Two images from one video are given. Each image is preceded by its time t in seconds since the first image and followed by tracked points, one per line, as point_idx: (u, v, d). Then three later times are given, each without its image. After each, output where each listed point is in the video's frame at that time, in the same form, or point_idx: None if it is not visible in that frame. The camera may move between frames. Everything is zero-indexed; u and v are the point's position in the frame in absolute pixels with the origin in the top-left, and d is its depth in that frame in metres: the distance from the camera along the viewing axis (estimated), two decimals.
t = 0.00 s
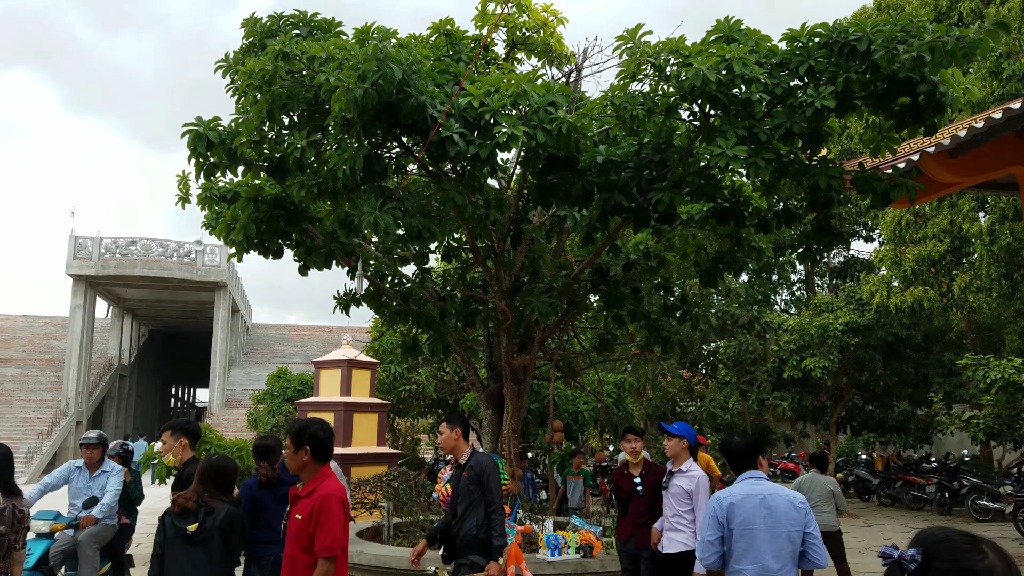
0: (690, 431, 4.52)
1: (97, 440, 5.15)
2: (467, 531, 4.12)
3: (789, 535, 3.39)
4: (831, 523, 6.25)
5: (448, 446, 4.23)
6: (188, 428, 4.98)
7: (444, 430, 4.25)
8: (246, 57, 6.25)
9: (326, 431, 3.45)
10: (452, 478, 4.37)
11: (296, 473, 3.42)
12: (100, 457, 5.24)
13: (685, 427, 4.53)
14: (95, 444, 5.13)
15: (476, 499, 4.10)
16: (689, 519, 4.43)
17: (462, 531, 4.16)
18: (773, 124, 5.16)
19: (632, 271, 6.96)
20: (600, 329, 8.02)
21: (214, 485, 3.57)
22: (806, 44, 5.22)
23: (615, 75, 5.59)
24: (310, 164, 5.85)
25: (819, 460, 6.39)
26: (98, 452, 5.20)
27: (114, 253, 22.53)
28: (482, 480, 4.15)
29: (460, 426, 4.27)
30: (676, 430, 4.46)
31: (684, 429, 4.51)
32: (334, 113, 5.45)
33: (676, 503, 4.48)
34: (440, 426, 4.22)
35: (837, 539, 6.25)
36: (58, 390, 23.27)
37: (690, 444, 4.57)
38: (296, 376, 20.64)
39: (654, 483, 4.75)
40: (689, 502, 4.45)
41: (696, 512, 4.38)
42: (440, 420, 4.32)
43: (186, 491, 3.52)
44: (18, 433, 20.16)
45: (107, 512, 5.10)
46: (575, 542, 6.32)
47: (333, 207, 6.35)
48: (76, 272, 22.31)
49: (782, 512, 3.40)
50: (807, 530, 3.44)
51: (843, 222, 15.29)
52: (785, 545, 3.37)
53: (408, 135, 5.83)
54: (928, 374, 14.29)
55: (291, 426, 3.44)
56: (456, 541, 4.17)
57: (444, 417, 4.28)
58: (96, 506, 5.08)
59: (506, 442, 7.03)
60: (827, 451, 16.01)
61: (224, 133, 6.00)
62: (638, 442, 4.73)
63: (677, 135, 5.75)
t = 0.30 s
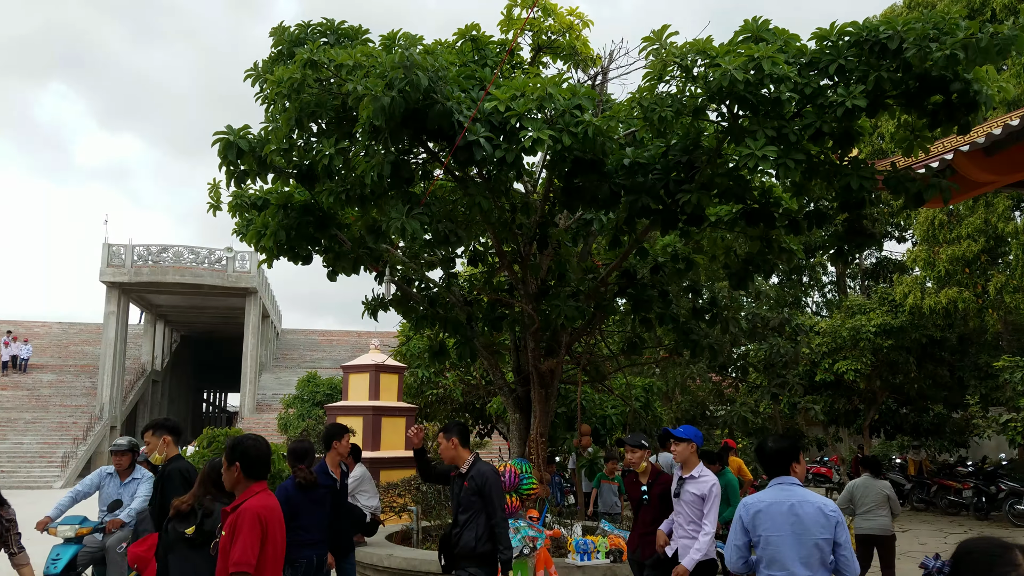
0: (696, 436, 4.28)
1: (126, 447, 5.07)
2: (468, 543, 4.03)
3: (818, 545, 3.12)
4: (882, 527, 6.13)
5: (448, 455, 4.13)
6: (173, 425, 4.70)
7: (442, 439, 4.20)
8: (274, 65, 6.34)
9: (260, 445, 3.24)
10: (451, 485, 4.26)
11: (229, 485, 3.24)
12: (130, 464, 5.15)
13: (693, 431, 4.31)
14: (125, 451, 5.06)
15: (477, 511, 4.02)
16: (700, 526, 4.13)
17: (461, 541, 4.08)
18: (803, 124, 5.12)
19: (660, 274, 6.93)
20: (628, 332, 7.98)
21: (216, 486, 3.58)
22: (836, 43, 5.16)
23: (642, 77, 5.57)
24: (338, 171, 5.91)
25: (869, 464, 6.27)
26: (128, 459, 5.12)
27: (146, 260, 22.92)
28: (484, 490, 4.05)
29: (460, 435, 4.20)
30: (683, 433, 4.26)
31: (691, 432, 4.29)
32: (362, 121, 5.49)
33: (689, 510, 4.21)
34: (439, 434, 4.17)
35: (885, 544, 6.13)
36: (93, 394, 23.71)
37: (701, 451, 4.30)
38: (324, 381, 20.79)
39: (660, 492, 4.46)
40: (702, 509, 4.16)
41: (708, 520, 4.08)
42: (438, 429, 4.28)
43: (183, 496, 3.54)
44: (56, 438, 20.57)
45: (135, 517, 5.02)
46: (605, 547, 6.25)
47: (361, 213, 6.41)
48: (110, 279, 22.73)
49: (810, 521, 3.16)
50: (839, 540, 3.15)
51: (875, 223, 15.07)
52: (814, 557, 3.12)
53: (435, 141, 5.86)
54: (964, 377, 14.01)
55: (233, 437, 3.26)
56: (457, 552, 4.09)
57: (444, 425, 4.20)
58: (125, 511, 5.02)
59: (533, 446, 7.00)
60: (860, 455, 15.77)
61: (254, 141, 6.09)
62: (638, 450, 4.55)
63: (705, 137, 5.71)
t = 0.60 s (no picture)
0: (690, 440, 4.23)
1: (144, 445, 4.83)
2: (467, 545, 3.86)
3: (849, 551, 3.05)
4: (928, 530, 6.03)
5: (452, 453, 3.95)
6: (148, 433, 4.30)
7: (446, 437, 4.04)
8: (303, 72, 6.40)
9: (205, 434, 3.20)
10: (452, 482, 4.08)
11: (166, 479, 3.15)
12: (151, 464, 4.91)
13: (684, 435, 4.25)
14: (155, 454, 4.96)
15: (479, 514, 3.85)
16: (700, 533, 4.10)
17: (460, 543, 3.89)
18: (834, 123, 5.06)
19: (689, 275, 6.89)
20: (656, 334, 7.93)
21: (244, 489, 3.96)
22: (867, 41, 5.10)
23: (669, 77, 5.55)
24: (366, 175, 5.95)
25: (916, 468, 6.18)
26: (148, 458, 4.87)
27: (178, 265, 23.28)
28: (488, 491, 3.88)
29: (464, 433, 4.05)
30: (674, 437, 4.19)
31: (682, 437, 4.23)
32: (389, 125, 5.53)
33: (686, 516, 4.15)
34: (441, 431, 4.02)
35: (928, 548, 6.02)
36: (127, 397, 24.11)
37: (693, 454, 4.25)
38: (352, 384, 20.89)
39: (659, 496, 4.42)
40: (700, 514, 4.13)
41: (708, 525, 4.07)
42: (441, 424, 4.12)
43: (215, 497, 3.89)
44: (91, 440, 20.94)
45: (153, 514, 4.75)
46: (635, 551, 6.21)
47: (388, 217, 6.47)
48: (143, 283, 23.10)
49: (841, 526, 3.08)
50: (871, 546, 3.06)
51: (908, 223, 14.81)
52: (845, 563, 3.04)
53: (461, 145, 5.89)
54: (1001, 379, 13.71)
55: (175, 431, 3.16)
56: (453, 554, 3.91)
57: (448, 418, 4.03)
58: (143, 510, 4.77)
59: (561, 450, 6.96)
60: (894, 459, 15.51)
61: (284, 147, 6.17)
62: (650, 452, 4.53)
63: (734, 137, 5.66)
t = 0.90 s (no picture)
0: (688, 435, 4.08)
1: (163, 446, 4.61)
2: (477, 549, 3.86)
3: (885, 554, 2.99)
4: (974, 533, 5.91)
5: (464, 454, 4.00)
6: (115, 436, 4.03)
7: (457, 437, 4.09)
8: (331, 77, 6.46)
9: (135, 439, 2.96)
10: (465, 485, 4.10)
11: (96, 489, 2.87)
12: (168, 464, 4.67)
13: (680, 430, 4.10)
14: (192, 464, 4.91)
15: (488, 515, 3.85)
16: (698, 531, 3.95)
17: (473, 547, 3.90)
18: (865, 118, 4.98)
19: (718, 274, 6.83)
20: (685, 334, 7.88)
21: (275, 489, 3.68)
22: (899, 35, 5.03)
23: (697, 76, 5.53)
24: (394, 179, 5.99)
25: (956, 469, 6.07)
26: (166, 458, 4.63)
27: (210, 269, 23.61)
28: (497, 493, 3.89)
29: (475, 434, 4.09)
30: (668, 434, 4.05)
31: (679, 433, 4.08)
32: (416, 129, 5.55)
33: (683, 513, 3.99)
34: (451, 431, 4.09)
35: (975, 552, 5.92)
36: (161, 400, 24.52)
37: (691, 449, 4.08)
38: (381, 385, 21.01)
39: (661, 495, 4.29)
40: (699, 512, 3.97)
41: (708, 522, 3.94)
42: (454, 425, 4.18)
43: (252, 500, 3.61)
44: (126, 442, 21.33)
45: (175, 517, 4.54)
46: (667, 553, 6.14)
47: (416, 220, 6.51)
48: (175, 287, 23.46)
49: (877, 528, 3.02)
50: (909, 549, 3.00)
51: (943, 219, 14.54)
52: (881, 565, 2.98)
53: (487, 146, 5.90)
54: None
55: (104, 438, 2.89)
56: (464, 558, 3.92)
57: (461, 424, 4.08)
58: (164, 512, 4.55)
59: (590, 451, 6.94)
60: (931, 460, 15.23)
61: (312, 152, 6.22)
62: (654, 449, 4.35)
63: (764, 134, 5.61)
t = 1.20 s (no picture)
0: (694, 444, 3.87)
1: (191, 453, 4.68)
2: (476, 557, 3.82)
3: (925, 560, 2.93)
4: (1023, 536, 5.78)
5: (465, 462, 3.97)
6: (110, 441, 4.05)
7: (465, 443, 4.04)
8: (359, 85, 6.52)
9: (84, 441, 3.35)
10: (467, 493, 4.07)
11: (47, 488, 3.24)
12: (197, 470, 4.74)
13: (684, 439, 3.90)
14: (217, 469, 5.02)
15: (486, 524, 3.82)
16: (703, 544, 3.72)
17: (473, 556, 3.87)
18: (897, 117, 4.90)
19: (749, 276, 6.75)
20: (715, 337, 7.80)
21: (283, 492, 3.69)
22: (931, 32, 4.94)
23: (726, 76, 5.52)
24: (421, 185, 6.02)
25: (1004, 473, 5.99)
26: (194, 465, 4.72)
27: (241, 275, 23.90)
28: (497, 500, 3.86)
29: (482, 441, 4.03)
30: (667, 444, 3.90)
31: (681, 442, 3.90)
32: (444, 135, 5.58)
33: (690, 524, 3.79)
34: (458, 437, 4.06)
35: None
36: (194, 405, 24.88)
37: (698, 459, 3.89)
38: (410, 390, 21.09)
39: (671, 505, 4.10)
40: (704, 524, 3.74)
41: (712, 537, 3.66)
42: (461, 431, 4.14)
43: (266, 506, 3.61)
44: (161, 447, 21.64)
45: (204, 523, 4.59)
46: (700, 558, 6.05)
47: (443, 225, 6.54)
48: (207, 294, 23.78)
49: (917, 535, 2.95)
50: (949, 555, 2.95)
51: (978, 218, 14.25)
52: (922, 571, 2.92)
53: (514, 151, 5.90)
54: None
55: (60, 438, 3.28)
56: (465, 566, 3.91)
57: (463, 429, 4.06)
58: (194, 517, 4.62)
59: (620, 454, 6.91)
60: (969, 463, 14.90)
61: (342, 159, 6.29)
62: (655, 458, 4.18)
63: (794, 134, 5.54)
